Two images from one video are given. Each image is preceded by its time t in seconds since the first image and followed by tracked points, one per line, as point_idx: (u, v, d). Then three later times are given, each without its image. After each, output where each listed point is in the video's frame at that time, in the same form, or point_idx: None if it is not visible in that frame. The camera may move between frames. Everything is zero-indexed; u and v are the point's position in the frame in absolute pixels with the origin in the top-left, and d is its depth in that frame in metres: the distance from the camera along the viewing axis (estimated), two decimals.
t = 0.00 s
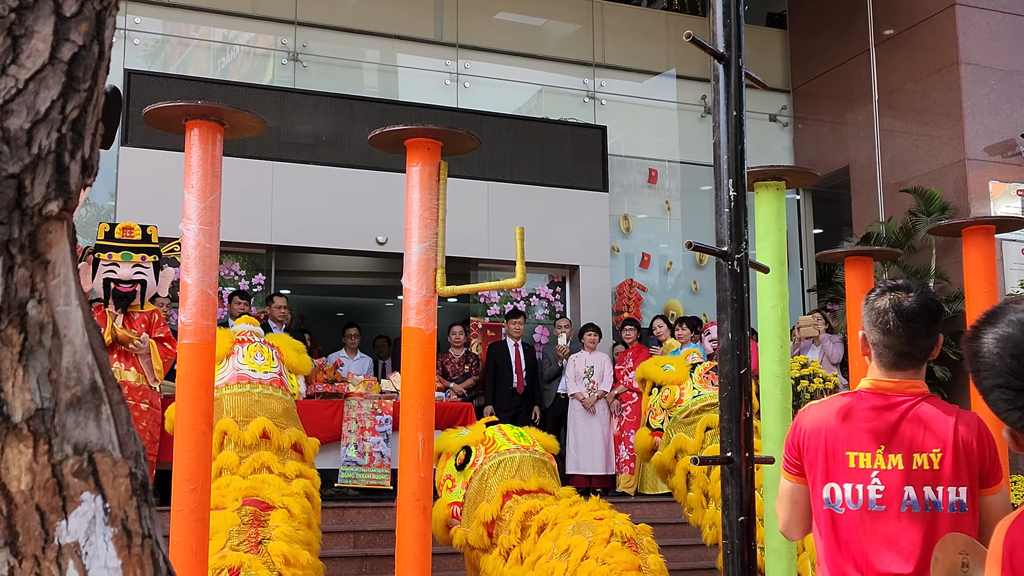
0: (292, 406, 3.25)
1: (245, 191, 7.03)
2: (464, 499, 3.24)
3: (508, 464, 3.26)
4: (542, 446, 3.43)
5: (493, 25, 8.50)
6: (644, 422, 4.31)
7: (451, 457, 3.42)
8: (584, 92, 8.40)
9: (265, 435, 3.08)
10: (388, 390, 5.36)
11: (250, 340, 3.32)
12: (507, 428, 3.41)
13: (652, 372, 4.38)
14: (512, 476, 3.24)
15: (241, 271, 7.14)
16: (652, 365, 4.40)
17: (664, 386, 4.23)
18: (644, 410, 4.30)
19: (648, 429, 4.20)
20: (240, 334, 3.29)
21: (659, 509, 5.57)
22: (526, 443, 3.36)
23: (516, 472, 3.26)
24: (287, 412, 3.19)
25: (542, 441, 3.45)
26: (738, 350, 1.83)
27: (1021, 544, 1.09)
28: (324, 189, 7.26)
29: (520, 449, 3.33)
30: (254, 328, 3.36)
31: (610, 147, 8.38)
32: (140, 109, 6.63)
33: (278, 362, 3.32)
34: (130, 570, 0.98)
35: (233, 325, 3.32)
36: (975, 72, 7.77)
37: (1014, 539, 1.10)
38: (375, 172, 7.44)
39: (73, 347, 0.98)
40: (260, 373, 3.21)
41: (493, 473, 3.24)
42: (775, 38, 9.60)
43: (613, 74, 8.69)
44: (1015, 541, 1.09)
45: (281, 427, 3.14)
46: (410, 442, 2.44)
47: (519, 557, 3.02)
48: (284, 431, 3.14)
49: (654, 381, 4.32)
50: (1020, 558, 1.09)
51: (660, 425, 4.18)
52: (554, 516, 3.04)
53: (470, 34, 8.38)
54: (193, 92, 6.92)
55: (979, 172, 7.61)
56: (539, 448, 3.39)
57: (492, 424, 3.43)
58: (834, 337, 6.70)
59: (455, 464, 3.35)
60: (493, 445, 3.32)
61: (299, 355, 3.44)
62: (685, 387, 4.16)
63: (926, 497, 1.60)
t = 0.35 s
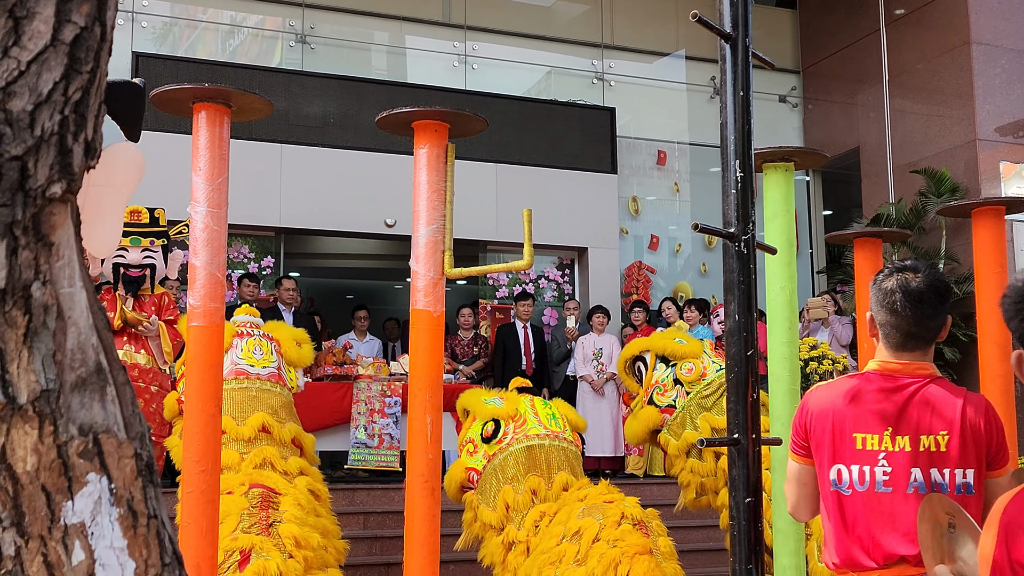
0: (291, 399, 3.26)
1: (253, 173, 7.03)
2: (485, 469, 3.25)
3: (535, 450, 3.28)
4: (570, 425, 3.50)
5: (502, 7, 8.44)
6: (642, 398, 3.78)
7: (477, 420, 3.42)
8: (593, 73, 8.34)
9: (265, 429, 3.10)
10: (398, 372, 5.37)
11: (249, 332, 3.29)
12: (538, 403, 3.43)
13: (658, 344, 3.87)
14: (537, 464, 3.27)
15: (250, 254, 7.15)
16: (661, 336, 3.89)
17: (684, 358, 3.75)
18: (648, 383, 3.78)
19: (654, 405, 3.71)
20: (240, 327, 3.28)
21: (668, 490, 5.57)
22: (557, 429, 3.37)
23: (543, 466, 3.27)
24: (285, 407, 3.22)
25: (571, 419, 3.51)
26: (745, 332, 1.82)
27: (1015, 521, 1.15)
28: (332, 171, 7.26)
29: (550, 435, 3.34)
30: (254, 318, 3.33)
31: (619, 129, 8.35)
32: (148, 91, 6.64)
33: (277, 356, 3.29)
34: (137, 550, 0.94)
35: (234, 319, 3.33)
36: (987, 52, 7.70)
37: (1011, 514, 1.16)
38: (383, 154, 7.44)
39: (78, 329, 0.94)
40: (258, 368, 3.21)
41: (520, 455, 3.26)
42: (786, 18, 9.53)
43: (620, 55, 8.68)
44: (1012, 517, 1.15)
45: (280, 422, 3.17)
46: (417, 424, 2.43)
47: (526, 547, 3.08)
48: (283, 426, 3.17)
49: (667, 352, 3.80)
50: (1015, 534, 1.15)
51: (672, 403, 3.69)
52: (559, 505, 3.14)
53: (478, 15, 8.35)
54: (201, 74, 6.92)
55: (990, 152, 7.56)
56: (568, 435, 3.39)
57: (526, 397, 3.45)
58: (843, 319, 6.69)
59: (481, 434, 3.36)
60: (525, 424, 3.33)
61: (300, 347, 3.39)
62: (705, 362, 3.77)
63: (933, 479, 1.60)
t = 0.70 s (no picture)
0: (278, 365, 3.28)
1: (262, 158, 7.03)
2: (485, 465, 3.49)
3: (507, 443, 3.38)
4: (554, 393, 3.56)
5: None
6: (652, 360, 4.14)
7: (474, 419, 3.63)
8: (602, 56, 8.31)
9: (240, 400, 3.15)
10: (406, 356, 5.38)
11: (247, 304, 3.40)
12: (513, 386, 3.55)
13: (680, 310, 4.09)
14: (512, 454, 3.36)
15: (259, 239, 7.16)
16: (685, 304, 4.10)
17: (701, 334, 4.03)
18: (661, 349, 4.13)
19: (662, 370, 4.08)
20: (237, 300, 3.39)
21: (677, 474, 5.57)
22: (536, 409, 3.46)
23: (525, 450, 3.36)
24: (269, 374, 3.24)
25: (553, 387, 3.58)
26: (753, 315, 1.82)
27: (1016, 492, 1.21)
28: (341, 156, 7.26)
29: (529, 418, 3.43)
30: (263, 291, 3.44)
31: (628, 112, 8.33)
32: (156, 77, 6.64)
33: (269, 323, 3.35)
34: (146, 531, 0.94)
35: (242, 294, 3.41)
36: (999, 34, 7.62)
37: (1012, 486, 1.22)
38: (392, 139, 7.43)
39: (86, 311, 0.94)
40: (243, 337, 3.29)
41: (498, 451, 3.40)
42: None
43: (630, 38, 8.59)
44: (1013, 488, 1.21)
45: (258, 393, 3.19)
46: (427, 406, 2.42)
47: (530, 531, 3.19)
48: (262, 395, 3.20)
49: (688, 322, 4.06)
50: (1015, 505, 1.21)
51: (681, 372, 4.07)
52: (570, 488, 3.17)
53: None
54: (209, 59, 6.92)
55: (1002, 136, 7.50)
56: (550, 410, 3.47)
57: (503, 382, 3.58)
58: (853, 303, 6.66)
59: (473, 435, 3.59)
60: (502, 414, 3.47)
61: (303, 313, 3.40)
62: (722, 339, 4.07)
63: (943, 462, 1.59)
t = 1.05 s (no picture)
0: (310, 359, 3.18)
1: (268, 148, 7.03)
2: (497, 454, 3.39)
3: (534, 439, 3.32)
4: (577, 395, 3.47)
5: None
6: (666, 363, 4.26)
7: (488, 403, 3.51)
8: (608, 45, 8.30)
9: (270, 394, 3.09)
10: (413, 346, 5.40)
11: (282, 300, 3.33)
12: (541, 380, 3.45)
13: (677, 313, 4.21)
14: (535, 451, 3.32)
15: (266, 229, 7.17)
16: (678, 305, 4.23)
17: (691, 328, 4.12)
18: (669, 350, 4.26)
19: (670, 370, 4.18)
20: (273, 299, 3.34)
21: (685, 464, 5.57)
22: (561, 409, 3.38)
23: (545, 451, 3.32)
24: (300, 367, 3.15)
25: (577, 387, 3.48)
26: (761, 306, 1.83)
27: None
28: (347, 146, 7.25)
29: (552, 418, 3.36)
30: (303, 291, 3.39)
31: (635, 101, 8.32)
32: (163, 67, 6.63)
33: (301, 318, 3.26)
34: (155, 526, 0.95)
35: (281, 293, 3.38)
36: (1007, 20, 7.57)
37: None
38: (399, 129, 7.42)
39: (93, 308, 0.94)
40: (275, 332, 3.23)
41: (518, 445, 3.33)
42: None
43: (637, 27, 8.51)
44: None
45: (288, 385, 3.12)
46: (434, 397, 2.42)
47: (541, 522, 3.20)
48: (291, 389, 3.12)
49: (679, 322, 4.17)
50: None
51: (685, 369, 4.15)
52: (577, 479, 3.20)
53: None
54: (215, 50, 6.91)
55: (1010, 123, 7.46)
56: (574, 412, 3.40)
57: (530, 375, 3.48)
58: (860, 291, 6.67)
59: (489, 420, 3.46)
60: (527, 409, 3.37)
61: (337, 309, 3.30)
62: (715, 329, 4.09)
63: (949, 452, 1.59)
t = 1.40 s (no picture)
0: (318, 352, 3.23)
1: (268, 140, 7.03)
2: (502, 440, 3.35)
3: (552, 419, 3.33)
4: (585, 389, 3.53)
5: None
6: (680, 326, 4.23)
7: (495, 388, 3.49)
8: (608, 37, 8.27)
9: (286, 383, 3.12)
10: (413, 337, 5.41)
11: (280, 290, 3.31)
12: (552, 369, 3.48)
13: (695, 281, 4.18)
14: (556, 434, 3.33)
15: (266, 221, 7.17)
16: (697, 274, 4.19)
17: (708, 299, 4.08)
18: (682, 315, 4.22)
19: (681, 337, 4.17)
20: (270, 287, 3.31)
21: (684, 454, 5.56)
22: (573, 397, 3.41)
23: (561, 434, 3.33)
24: (311, 358, 3.20)
25: (585, 382, 3.54)
26: (758, 298, 1.82)
27: None
28: (347, 137, 7.25)
29: (565, 404, 3.39)
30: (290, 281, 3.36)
31: (635, 92, 8.30)
32: (162, 59, 6.62)
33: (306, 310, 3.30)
34: (147, 518, 0.96)
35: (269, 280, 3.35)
36: (1007, 11, 7.54)
37: None
38: (398, 121, 7.42)
39: (85, 301, 0.95)
40: (283, 321, 3.21)
41: (534, 426, 3.33)
42: None
43: (637, 18, 8.49)
44: None
45: (303, 375, 3.16)
46: (432, 389, 2.42)
47: (544, 514, 3.20)
48: (306, 379, 3.16)
49: (695, 292, 4.15)
50: None
51: (696, 338, 4.10)
52: (577, 471, 3.22)
53: None
54: (214, 42, 6.91)
55: (1010, 114, 7.44)
56: (584, 403, 3.44)
57: (541, 363, 3.49)
58: (859, 283, 6.68)
59: (497, 403, 3.43)
60: (540, 394, 3.38)
61: (334, 304, 3.45)
62: (730, 304, 4.04)
63: (945, 443, 1.59)
